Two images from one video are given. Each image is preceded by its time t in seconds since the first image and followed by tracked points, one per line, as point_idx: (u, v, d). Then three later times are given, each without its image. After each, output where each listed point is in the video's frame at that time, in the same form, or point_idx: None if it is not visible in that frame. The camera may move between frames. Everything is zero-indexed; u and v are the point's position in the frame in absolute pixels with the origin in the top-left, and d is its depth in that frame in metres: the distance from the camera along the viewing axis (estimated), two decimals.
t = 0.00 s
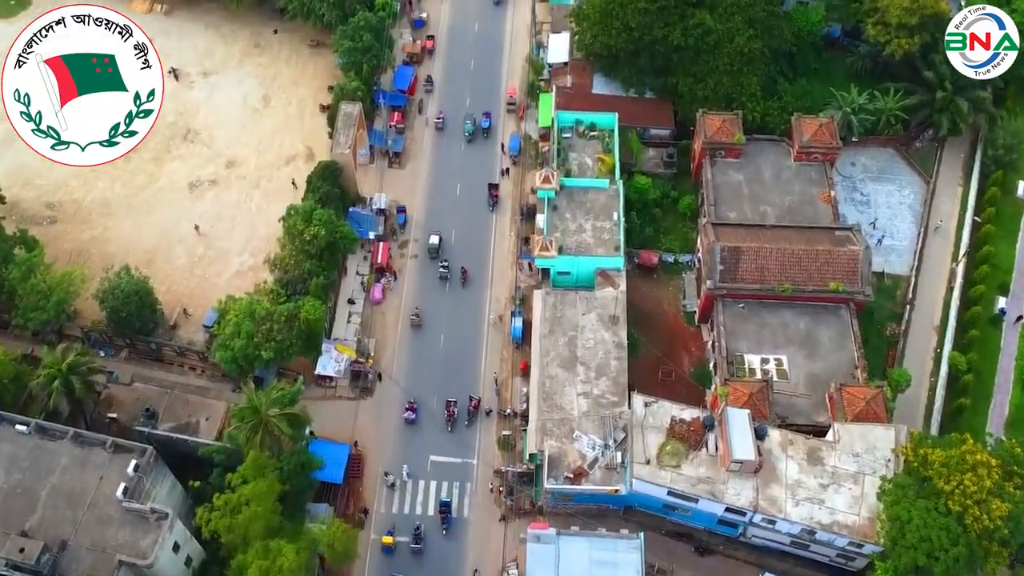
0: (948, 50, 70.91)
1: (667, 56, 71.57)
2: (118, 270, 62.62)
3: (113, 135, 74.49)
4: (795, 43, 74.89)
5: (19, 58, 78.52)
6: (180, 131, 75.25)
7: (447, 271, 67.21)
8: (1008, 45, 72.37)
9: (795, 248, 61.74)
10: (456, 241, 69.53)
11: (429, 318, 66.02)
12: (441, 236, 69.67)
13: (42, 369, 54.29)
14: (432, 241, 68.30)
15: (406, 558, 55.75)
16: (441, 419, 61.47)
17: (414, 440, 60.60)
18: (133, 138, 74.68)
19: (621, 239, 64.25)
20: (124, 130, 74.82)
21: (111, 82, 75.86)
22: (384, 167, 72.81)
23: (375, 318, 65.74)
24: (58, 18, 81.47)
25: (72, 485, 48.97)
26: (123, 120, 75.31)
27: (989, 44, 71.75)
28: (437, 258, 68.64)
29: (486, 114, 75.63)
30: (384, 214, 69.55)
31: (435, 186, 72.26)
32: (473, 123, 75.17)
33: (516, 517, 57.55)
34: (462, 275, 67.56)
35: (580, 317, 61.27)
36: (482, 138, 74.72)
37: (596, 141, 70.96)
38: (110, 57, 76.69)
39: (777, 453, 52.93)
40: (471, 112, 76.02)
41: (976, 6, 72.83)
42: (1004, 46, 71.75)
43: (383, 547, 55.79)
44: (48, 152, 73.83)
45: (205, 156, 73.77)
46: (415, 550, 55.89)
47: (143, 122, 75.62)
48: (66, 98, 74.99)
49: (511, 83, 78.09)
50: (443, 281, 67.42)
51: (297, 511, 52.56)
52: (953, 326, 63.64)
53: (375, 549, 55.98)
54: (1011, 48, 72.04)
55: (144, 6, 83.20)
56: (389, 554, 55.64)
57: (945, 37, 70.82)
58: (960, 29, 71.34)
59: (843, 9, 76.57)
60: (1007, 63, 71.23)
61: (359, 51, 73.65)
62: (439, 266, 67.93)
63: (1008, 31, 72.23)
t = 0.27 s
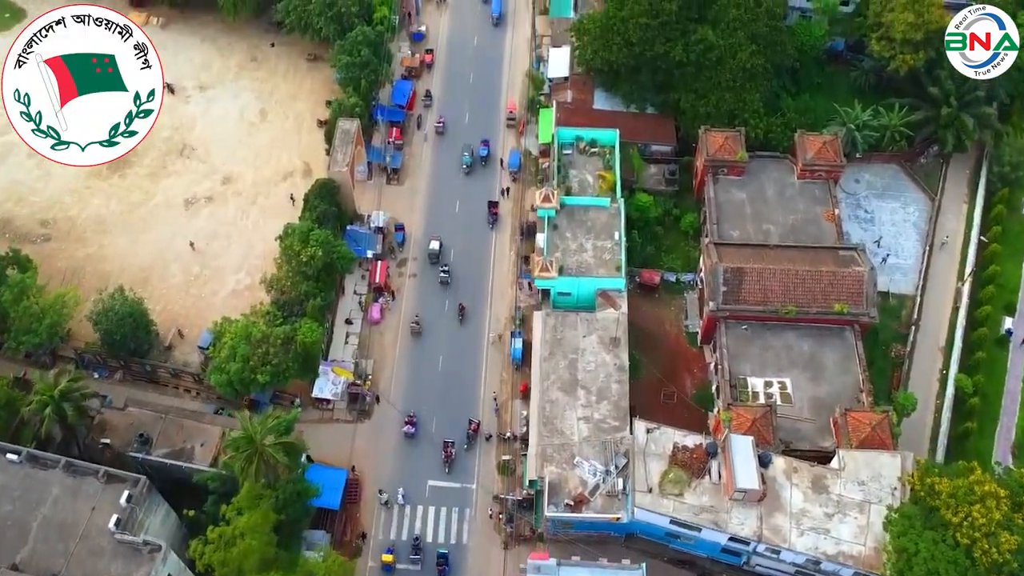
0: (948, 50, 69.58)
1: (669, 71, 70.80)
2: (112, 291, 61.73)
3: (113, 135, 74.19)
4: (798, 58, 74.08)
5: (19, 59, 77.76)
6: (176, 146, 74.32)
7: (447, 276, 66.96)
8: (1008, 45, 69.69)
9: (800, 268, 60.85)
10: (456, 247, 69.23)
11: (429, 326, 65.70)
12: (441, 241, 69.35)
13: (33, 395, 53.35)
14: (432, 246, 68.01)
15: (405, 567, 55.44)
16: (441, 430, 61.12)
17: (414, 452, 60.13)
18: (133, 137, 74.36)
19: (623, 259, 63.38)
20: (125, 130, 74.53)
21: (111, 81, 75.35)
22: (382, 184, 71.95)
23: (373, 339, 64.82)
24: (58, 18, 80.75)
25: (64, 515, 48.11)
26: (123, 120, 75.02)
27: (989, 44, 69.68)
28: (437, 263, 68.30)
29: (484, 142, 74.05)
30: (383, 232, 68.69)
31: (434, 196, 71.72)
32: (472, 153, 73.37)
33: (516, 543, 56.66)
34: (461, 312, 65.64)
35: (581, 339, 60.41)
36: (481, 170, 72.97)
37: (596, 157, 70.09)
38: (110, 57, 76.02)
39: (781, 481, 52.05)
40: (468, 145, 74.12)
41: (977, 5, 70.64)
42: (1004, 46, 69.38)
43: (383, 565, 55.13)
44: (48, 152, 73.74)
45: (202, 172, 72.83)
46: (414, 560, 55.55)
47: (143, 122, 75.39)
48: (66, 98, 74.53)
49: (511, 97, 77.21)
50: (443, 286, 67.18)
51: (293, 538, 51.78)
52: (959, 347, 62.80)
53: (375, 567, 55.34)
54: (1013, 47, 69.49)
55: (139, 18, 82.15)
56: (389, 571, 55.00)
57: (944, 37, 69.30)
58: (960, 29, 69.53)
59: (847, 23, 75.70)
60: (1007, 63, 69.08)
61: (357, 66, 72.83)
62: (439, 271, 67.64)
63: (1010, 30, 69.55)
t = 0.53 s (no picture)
0: (948, 50, 68.06)
1: (671, 90, 69.89)
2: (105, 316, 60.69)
3: (113, 136, 73.95)
4: (802, 76, 72.90)
5: (19, 58, 77.21)
6: (171, 164, 73.30)
7: (447, 282, 66.70)
8: (1008, 45, 69.66)
9: (804, 293, 59.82)
10: (457, 254, 68.77)
11: (429, 334, 65.36)
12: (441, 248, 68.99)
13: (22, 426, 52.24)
14: (432, 253, 67.62)
15: None
16: (440, 445, 60.64)
17: (413, 470, 59.58)
18: (133, 138, 74.11)
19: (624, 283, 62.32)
20: (124, 130, 74.23)
21: (111, 82, 74.56)
22: (380, 204, 70.95)
23: (370, 364, 63.78)
24: (57, 18, 78.91)
25: (54, 552, 47.07)
26: (123, 120, 74.61)
27: (989, 44, 69.31)
28: (437, 270, 67.95)
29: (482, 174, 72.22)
30: (380, 253, 67.56)
31: (433, 211, 70.92)
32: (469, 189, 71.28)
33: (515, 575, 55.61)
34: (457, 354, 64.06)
35: (582, 366, 59.36)
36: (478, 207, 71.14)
37: (597, 177, 69.11)
38: (110, 57, 74.89)
39: (786, 514, 51.00)
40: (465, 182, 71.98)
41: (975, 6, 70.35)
42: (1004, 46, 69.29)
43: None
44: (48, 153, 73.78)
45: (197, 192, 71.81)
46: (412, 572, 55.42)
47: (143, 122, 75.02)
48: (65, 98, 74.08)
49: (511, 115, 76.22)
50: (443, 292, 66.94)
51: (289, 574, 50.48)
52: (967, 372, 61.80)
53: None
54: (1012, 48, 69.56)
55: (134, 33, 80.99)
56: None
57: (946, 36, 67.73)
58: (960, 29, 68.66)
59: (851, 39, 74.30)
60: (1007, 64, 69.02)
61: (354, 83, 71.50)
62: (439, 278, 67.26)
63: (1009, 31, 69.70)
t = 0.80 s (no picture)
0: (948, 50, 67.06)
1: (673, 105, 69.04)
2: (99, 336, 59.88)
3: (113, 136, 73.55)
4: (805, 90, 72.01)
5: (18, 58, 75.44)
6: (167, 180, 72.50)
7: (448, 287, 66.37)
8: (1007, 45, 69.54)
9: (809, 313, 58.98)
10: (457, 258, 68.40)
11: (429, 341, 65.00)
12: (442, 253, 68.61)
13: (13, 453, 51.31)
14: (433, 258, 67.31)
15: None
16: (439, 457, 60.19)
17: (411, 483, 59.13)
18: (133, 138, 74.06)
19: (626, 302, 61.49)
20: (125, 130, 73.90)
21: (111, 82, 73.59)
22: (378, 220, 70.12)
23: (369, 384, 62.94)
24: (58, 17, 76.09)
25: None
26: (123, 120, 74.17)
27: (989, 44, 68.92)
28: (438, 275, 67.62)
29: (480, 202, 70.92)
30: (379, 270, 66.67)
31: (433, 224, 70.26)
32: (468, 221, 69.94)
33: None
34: (456, 391, 62.45)
35: (583, 387, 58.57)
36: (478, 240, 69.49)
37: (598, 193, 68.40)
38: (110, 57, 73.72)
39: (790, 541, 50.18)
40: (464, 213, 70.59)
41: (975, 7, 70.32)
42: (1004, 46, 68.98)
43: None
44: (48, 152, 73.63)
45: (193, 207, 70.99)
46: None
47: (144, 122, 74.91)
48: (65, 98, 73.15)
49: (511, 128, 75.35)
50: (443, 296, 66.64)
51: None
52: (973, 393, 61.05)
53: None
54: (1012, 48, 69.33)
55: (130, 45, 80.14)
56: None
57: (946, 36, 66.96)
58: (960, 29, 68.22)
59: (854, 52, 73.25)
60: (1007, 64, 68.61)
61: (352, 98, 70.72)
62: (440, 282, 66.98)
63: (1009, 31, 69.60)
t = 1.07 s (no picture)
0: (949, 49, 66.83)
1: (675, 123, 68.08)
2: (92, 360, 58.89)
3: (113, 135, 73.18)
4: (808, 107, 71.10)
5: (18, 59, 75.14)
6: (162, 197, 71.51)
7: (448, 293, 66.11)
8: (1007, 45, 69.90)
9: (813, 337, 58.03)
10: (457, 265, 67.90)
11: (429, 350, 64.64)
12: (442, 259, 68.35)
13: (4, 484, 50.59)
14: (433, 265, 66.90)
15: None
16: (438, 471, 59.69)
17: (410, 499, 58.59)
18: (134, 138, 73.73)
19: (627, 325, 60.59)
20: (125, 130, 73.52)
21: (111, 82, 73.20)
22: (377, 238, 69.22)
23: (367, 408, 62.01)
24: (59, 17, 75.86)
25: None
26: (123, 120, 73.73)
27: (989, 44, 69.12)
28: (439, 281, 67.32)
29: (478, 234, 69.30)
30: (377, 291, 65.83)
31: (432, 240, 69.41)
32: (468, 257, 68.18)
33: None
34: (453, 434, 60.72)
35: (584, 412, 57.65)
36: (479, 281, 67.45)
37: (599, 212, 67.53)
38: (110, 57, 73.37)
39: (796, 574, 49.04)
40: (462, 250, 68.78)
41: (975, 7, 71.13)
42: (1004, 46, 69.29)
43: None
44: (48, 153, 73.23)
45: (189, 225, 70.02)
46: None
47: (144, 122, 74.41)
48: (65, 98, 72.72)
49: (511, 145, 74.41)
50: (443, 302, 66.41)
51: None
52: (980, 418, 60.21)
53: None
54: (1012, 48, 69.74)
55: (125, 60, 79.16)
56: None
57: (945, 36, 66.76)
58: (960, 29, 69.16)
59: (858, 68, 72.39)
60: (1007, 64, 68.78)
61: (351, 114, 69.80)
62: (440, 289, 66.63)
63: (1008, 31, 70.15)
